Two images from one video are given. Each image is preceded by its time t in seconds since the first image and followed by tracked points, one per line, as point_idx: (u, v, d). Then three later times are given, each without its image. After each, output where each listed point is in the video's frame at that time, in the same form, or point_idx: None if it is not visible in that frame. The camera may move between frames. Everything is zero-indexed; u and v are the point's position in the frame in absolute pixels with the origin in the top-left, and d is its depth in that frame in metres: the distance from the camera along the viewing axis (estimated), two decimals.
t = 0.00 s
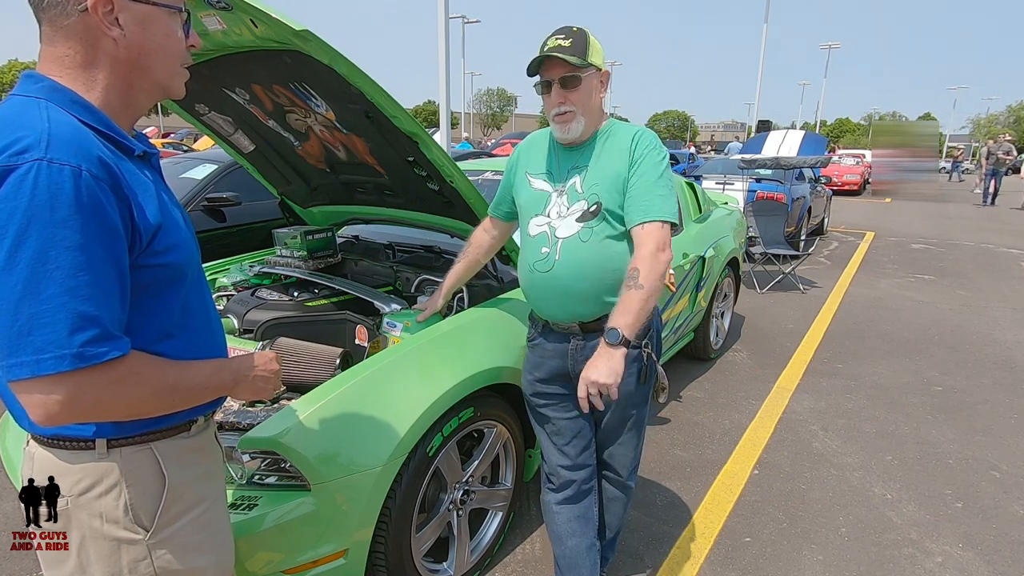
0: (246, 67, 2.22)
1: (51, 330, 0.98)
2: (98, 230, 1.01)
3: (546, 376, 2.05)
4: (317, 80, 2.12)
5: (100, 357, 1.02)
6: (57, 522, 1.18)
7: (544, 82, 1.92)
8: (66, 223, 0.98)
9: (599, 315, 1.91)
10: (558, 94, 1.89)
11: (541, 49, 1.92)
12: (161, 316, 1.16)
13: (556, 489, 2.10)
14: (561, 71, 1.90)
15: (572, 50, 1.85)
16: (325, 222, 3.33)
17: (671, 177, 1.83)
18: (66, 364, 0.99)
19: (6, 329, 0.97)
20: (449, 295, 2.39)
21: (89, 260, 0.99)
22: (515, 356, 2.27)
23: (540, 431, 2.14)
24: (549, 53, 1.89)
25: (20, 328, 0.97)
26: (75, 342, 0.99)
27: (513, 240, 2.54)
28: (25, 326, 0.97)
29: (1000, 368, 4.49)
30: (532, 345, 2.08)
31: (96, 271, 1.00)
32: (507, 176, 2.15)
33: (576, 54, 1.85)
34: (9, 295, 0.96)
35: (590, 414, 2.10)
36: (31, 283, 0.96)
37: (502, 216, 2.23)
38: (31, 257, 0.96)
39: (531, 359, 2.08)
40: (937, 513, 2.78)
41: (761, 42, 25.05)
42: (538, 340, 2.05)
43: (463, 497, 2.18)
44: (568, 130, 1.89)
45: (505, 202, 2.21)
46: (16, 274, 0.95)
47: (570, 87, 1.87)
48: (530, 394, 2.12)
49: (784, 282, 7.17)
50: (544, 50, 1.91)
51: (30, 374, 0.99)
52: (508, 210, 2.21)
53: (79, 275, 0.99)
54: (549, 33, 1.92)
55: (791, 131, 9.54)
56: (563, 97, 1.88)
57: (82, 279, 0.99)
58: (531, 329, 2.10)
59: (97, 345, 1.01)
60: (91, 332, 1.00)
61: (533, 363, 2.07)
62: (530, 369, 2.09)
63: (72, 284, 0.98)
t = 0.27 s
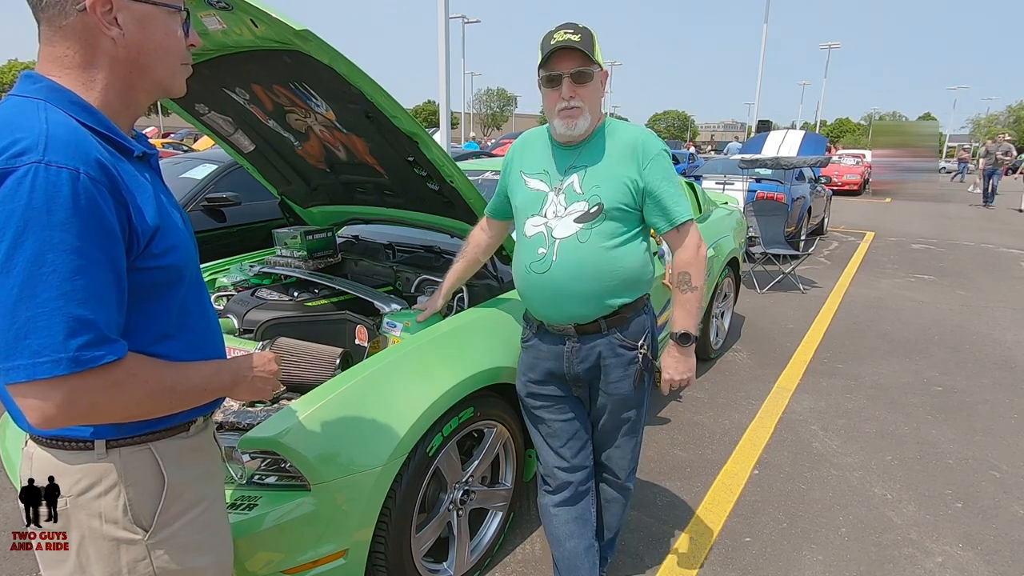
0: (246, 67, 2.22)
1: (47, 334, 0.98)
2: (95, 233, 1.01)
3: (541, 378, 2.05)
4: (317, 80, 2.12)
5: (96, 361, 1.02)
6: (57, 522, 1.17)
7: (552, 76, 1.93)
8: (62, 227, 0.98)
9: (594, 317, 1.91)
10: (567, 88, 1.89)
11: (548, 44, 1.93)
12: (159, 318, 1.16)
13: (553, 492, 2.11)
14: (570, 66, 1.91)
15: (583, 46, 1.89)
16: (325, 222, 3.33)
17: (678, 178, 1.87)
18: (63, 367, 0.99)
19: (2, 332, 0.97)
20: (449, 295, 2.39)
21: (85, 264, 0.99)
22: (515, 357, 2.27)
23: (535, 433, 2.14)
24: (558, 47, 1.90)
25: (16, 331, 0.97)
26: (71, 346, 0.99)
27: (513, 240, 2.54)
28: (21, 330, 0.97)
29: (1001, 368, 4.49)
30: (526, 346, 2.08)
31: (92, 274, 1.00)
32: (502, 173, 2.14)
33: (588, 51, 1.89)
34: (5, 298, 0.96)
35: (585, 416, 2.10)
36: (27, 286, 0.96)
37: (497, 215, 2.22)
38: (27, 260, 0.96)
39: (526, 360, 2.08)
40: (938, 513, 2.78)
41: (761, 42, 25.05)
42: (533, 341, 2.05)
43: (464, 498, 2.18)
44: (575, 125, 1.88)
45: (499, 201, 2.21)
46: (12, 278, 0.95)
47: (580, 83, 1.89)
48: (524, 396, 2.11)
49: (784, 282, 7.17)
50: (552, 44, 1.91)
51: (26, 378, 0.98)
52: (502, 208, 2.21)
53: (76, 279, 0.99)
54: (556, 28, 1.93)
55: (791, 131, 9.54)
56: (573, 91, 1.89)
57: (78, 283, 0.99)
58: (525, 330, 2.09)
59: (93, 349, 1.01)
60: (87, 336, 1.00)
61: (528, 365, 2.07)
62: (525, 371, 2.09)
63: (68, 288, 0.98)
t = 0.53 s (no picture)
0: (245, 67, 2.22)
1: (47, 335, 0.98)
2: (95, 234, 1.01)
3: (540, 379, 2.05)
4: (317, 80, 2.12)
5: (96, 363, 1.02)
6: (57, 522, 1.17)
7: (552, 74, 1.93)
8: (61, 228, 0.98)
9: (593, 319, 1.91)
10: (567, 88, 1.90)
11: (548, 42, 1.93)
12: (159, 318, 1.16)
13: (552, 493, 2.11)
14: (570, 65, 1.91)
15: (583, 44, 1.89)
16: (325, 222, 3.33)
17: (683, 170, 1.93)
18: (63, 369, 0.99)
19: (2, 334, 0.97)
20: (449, 295, 2.39)
21: (84, 265, 0.99)
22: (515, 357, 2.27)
23: (533, 435, 2.14)
24: (558, 45, 1.90)
25: (15, 333, 0.97)
26: (71, 348, 0.99)
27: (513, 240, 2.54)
28: (21, 332, 0.97)
29: (1000, 368, 4.49)
30: (525, 347, 2.08)
31: (92, 275, 1.00)
32: (498, 173, 2.13)
33: (588, 50, 1.89)
34: (4, 301, 0.96)
35: (585, 416, 2.10)
36: (26, 288, 0.96)
37: (495, 215, 2.22)
38: (26, 262, 0.96)
39: (524, 361, 2.08)
40: (938, 513, 2.78)
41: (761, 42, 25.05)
42: (531, 342, 2.04)
43: (463, 498, 2.18)
44: (575, 126, 1.88)
45: (496, 202, 2.20)
46: (12, 280, 0.95)
47: (580, 82, 1.89)
48: (523, 397, 2.11)
49: (784, 282, 7.17)
50: (552, 42, 1.92)
51: (26, 380, 0.99)
52: (499, 209, 2.20)
53: (75, 280, 0.99)
54: (557, 25, 1.93)
55: (791, 131, 9.54)
56: (573, 90, 1.89)
57: (78, 284, 0.99)
58: (523, 330, 2.10)
59: (93, 351, 1.01)
60: (87, 338, 1.00)
61: (527, 366, 2.07)
62: (523, 372, 2.09)
63: (68, 289, 0.98)
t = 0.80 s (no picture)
0: (244, 66, 2.22)
1: (42, 336, 0.98)
2: (90, 234, 1.01)
3: (541, 379, 2.05)
4: (316, 79, 2.12)
5: (92, 364, 1.02)
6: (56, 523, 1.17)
7: (548, 73, 1.93)
8: (56, 228, 0.98)
9: (595, 320, 1.91)
10: (561, 87, 1.90)
11: (545, 41, 1.93)
12: (155, 319, 1.16)
13: (552, 494, 2.10)
14: (565, 65, 1.91)
15: (578, 44, 1.88)
16: (325, 222, 3.33)
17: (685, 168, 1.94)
18: (58, 370, 0.99)
19: None
20: (449, 295, 2.39)
21: (80, 266, 0.99)
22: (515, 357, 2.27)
23: (534, 435, 2.14)
24: (554, 45, 1.90)
25: (10, 334, 0.97)
26: (67, 349, 0.99)
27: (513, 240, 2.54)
28: (16, 333, 0.97)
29: (1000, 368, 4.49)
30: (526, 347, 2.08)
31: (88, 276, 1.00)
32: (498, 173, 2.12)
33: (583, 49, 1.88)
34: None
35: (585, 417, 2.10)
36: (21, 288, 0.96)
37: (495, 216, 2.22)
38: (21, 262, 0.95)
39: (525, 362, 2.08)
40: (937, 513, 2.78)
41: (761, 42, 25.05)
42: (532, 342, 2.04)
43: (464, 498, 2.18)
44: (569, 124, 1.88)
45: (496, 203, 2.20)
46: (7, 280, 0.95)
47: (573, 81, 1.89)
48: (523, 397, 2.11)
49: (784, 282, 7.17)
50: (548, 42, 1.92)
51: (21, 381, 0.98)
52: (499, 210, 2.20)
53: (70, 280, 0.98)
54: (555, 25, 1.92)
55: (791, 131, 9.54)
56: (567, 89, 1.89)
57: (73, 285, 0.99)
58: (524, 330, 2.10)
59: (89, 352, 1.01)
60: (83, 339, 1.00)
61: (527, 367, 2.07)
62: (524, 373, 2.09)
63: (63, 289, 0.98)
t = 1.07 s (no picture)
0: (242, 66, 2.22)
1: (37, 337, 0.98)
2: (85, 235, 1.01)
3: (541, 379, 2.05)
4: (315, 79, 2.12)
5: (88, 365, 1.02)
6: (54, 524, 1.18)
7: (551, 75, 1.93)
8: (50, 229, 0.98)
9: (595, 320, 1.91)
10: (566, 88, 1.89)
11: (547, 42, 1.93)
12: (152, 319, 1.16)
13: (552, 494, 2.10)
14: (569, 65, 1.91)
15: (582, 44, 1.88)
16: (325, 222, 3.33)
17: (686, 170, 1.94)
18: (53, 372, 0.99)
19: None
20: (449, 295, 2.39)
21: (74, 266, 0.99)
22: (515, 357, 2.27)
23: (534, 435, 2.14)
24: (558, 45, 1.90)
25: (4, 335, 0.97)
26: (62, 350, 0.99)
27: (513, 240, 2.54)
28: (10, 335, 0.97)
29: (1000, 368, 4.49)
30: (526, 347, 2.08)
31: (82, 277, 1.00)
32: (500, 173, 2.13)
33: (587, 49, 1.88)
34: None
35: (585, 417, 2.10)
36: (15, 289, 0.96)
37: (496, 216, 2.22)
38: (15, 263, 0.96)
39: (525, 362, 2.08)
40: (937, 513, 2.78)
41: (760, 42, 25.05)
42: (532, 342, 2.04)
43: (464, 497, 2.18)
44: (575, 125, 1.88)
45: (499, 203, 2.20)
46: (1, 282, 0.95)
47: (578, 82, 1.89)
48: (524, 397, 2.11)
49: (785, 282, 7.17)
50: (551, 42, 1.92)
51: (15, 383, 0.98)
52: (501, 211, 2.20)
53: (65, 281, 0.99)
54: (556, 26, 1.93)
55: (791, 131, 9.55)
56: (572, 89, 1.89)
57: (68, 286, 0.99)
58: (524, 330, 2.10)
59: (83, 353, 1.01)
60: (77, 340, 1.00)
61: (528, 367, 2.07)
62: (524, 373, 2.09)
63: (57, 290, 0.98)
